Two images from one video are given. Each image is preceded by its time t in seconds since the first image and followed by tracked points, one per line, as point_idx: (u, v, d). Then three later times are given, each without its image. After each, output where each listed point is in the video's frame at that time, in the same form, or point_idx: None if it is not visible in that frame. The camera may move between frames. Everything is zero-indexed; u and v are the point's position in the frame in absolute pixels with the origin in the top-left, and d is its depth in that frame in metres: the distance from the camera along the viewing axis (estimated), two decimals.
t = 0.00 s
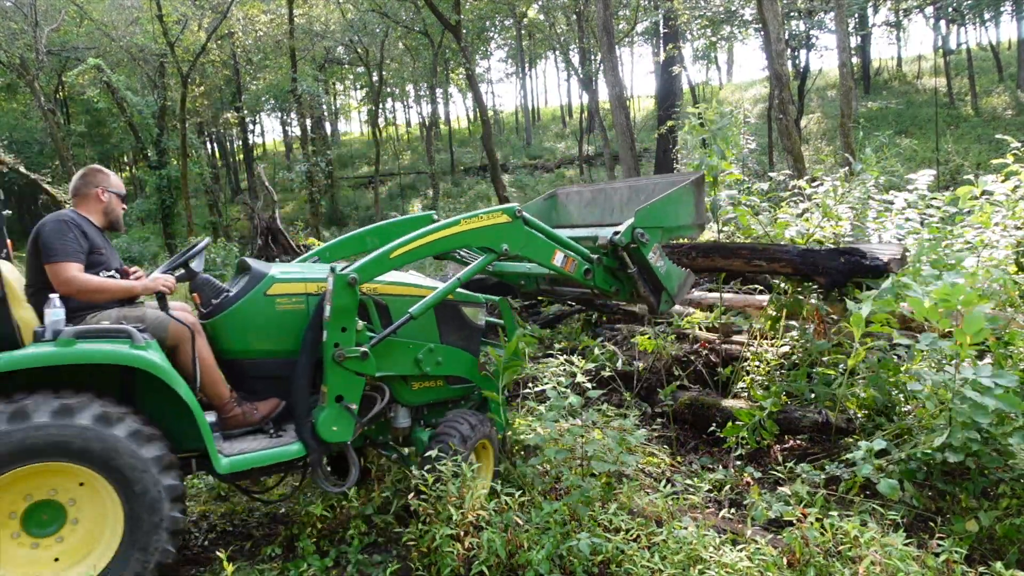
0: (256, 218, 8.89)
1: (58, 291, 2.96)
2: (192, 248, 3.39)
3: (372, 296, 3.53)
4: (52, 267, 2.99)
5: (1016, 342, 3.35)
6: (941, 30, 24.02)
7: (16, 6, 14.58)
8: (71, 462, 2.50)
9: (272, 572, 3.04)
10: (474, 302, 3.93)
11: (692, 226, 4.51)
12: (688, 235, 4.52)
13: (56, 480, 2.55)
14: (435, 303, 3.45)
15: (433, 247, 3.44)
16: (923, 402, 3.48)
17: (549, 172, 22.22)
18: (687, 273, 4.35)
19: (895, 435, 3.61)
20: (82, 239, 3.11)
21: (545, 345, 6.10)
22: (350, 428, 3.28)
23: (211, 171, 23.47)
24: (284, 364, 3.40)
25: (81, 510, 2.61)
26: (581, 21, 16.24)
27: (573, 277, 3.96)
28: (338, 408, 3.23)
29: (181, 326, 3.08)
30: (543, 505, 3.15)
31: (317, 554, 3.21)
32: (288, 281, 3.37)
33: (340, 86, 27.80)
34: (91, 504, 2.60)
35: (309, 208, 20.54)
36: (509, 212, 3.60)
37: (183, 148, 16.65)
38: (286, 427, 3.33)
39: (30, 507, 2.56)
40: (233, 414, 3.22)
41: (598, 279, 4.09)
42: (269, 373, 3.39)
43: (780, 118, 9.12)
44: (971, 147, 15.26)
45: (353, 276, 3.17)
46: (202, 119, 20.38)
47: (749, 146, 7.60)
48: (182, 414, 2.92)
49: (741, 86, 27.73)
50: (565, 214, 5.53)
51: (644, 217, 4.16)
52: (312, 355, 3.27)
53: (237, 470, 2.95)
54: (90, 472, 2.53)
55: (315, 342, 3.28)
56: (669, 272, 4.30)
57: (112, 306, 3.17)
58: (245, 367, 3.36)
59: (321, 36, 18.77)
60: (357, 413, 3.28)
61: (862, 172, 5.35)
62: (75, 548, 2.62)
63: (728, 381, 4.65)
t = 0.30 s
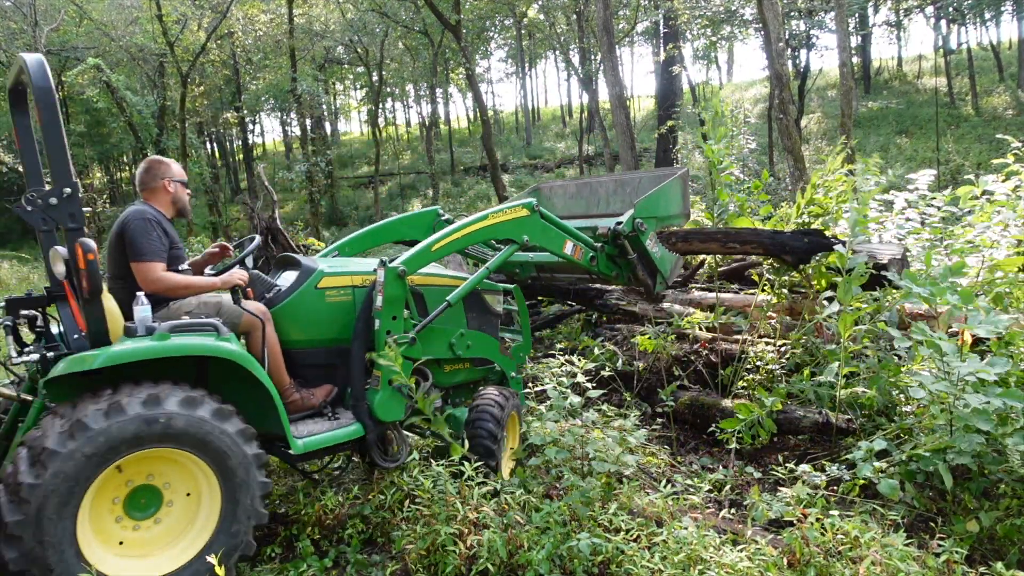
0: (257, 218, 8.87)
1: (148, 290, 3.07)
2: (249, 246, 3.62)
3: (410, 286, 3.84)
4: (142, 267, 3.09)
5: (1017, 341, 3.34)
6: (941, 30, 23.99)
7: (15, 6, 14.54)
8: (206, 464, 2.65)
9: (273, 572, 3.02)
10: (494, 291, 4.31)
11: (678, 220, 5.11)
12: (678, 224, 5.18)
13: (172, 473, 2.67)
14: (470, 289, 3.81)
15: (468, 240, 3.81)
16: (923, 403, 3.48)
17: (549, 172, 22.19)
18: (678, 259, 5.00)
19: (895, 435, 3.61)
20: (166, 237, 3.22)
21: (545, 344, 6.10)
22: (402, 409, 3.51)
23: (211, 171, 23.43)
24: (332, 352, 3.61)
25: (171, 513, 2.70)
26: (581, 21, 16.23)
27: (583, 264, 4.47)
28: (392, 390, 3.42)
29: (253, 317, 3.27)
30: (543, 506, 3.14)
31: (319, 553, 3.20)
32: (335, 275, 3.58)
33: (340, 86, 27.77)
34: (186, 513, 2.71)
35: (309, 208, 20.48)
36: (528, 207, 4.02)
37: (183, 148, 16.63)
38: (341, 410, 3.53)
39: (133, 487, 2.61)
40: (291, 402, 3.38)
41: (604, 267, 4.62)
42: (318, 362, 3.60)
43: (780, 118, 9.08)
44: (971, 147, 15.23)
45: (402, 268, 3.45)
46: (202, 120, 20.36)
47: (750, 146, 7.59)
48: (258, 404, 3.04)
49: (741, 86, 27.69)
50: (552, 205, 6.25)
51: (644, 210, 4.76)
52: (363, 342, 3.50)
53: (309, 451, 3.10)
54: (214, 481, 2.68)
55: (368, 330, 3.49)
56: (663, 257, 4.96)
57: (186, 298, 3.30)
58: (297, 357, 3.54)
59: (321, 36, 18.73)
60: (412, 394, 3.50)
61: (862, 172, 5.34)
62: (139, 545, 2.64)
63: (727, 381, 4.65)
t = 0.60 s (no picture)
0: (258, 219, 8.91)
1: (204, 286, 3.30)
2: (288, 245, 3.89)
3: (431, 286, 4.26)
4: (197, 265, 3.34)
5: (1016, 341, 3.33)
6: (941, 30, 24.00)
7: (15, 6, 14.51)
8: (277, 476, 2.94)
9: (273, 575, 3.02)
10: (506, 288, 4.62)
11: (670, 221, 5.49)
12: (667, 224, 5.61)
13: (241, 475, 2.95)
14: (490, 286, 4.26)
15: (490, 239, 4.21)
16: (923, 403, 3.48)
17: (549, 172, 22.16)
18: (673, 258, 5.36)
19: (895, 435, 3.61)
20: (218, 238, 3.48)
21: (545, 344, 6.12)
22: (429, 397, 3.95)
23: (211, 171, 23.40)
24: (364, 346, 4.06)
25: (220, 511, 2.91)
26: (581, 21, 16.21)
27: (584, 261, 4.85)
28: (419, 378, 3.89)
29: (296, 313, 3.60)
30: (542, 507, 3.14)
31: (318, 553, 3.20)
32: (367, 274, 3.99)
33: (340, 86, 27.72)
34: (235, 515, 2.93)
35: (309, 208, 20.44)
36: (540, 209, 4.43)
37: (183, 148, 16.61)
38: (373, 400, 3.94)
39: (209, 471, 2.86)
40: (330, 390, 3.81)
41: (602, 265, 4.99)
42: (351, 355, 4.03)
43: (780, 118, 9.06)
44: (972, 147, 15.22)
45: (433, 266, 3.88)
46: (201, 120, 20.34)
47: (749, 147, 7.60)
48: (310, 402, 3.35)
49: (740, 86, 27.67)
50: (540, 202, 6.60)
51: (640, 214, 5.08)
52: (396, 336, 3.94)
53: (352, 438, 3.51)
54: (274, 495, 2.94)
55: (398, 326, 3.92)
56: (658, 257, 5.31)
57: (234, 297, 3.51)
58: (333, 350, 3.96)
59: (321, 36, 18.73)
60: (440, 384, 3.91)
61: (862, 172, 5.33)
62: (183, 527, 2.80)
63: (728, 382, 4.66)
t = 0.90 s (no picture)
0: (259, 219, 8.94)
1: (246, 281, 3.37)
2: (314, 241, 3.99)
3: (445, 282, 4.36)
4: (237, 261, 3.41)
5: (1017, 341, 3.32)
6: (941, 29, 24.01)
7: (15, 6, 14.52)
8: (313, 484, 3.17)
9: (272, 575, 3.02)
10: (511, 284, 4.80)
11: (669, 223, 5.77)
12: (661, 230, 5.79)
13: (279, 471, 3.16)
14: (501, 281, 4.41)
15: (501, 237, 4.35)
16: (923, 404, 3.47)
17: (549, 172, 22.16)
18: (666, 257, 5.58)
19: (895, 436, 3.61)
20: (251, 233, 3.56)
21: (545, 344, 6.13)
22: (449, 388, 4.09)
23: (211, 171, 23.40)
24: (385, 340, 4.16)
25: (252, 499, 3.09)
26: (581, 21, 16.21)
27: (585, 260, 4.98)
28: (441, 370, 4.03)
29: (328, 308, 3.72)
30: (542, 506, 3.14)
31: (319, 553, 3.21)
32: (387, 270, 4.11)
33: (340, 86, 27.70)
34: (261, 511, 3.09)
35: (309, 208, 20.43)
36: (549, 208, 4.58)
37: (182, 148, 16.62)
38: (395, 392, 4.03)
39: (254, 458, 3.08)
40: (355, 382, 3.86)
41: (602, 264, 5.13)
42: (372, 348, 4.13)
43: (780, 118, 9.05)
44: (972, 147, 15.22)
45: (452, 261, 4.03)
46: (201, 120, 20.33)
47: (749, 147, 7.61)
48: (344, 393, 3.55)
49: (740, 85, 27.67)
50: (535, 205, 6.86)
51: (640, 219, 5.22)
52: (417, 329, 4.07)
53: (381, 425, 3.65)
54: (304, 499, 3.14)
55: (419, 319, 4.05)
56: (650, 257, 5.50)
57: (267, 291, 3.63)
58: (356, 343, 4.06)
59: (321, 36, 18.75)
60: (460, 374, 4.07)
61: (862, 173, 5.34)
62: (221, 503, 2.97)
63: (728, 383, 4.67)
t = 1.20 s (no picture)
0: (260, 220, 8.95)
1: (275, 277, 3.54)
2: (328, 239, 4.18)
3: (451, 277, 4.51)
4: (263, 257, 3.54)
5: (1017, 341, 3.32)
6: (941, 29, 24.02)
7: (15, 6, 14.52)
8: (339, 486, 3.32)
9: None
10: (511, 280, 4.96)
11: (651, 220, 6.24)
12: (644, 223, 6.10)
13: (308, 469, 3.32)
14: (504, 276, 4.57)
15: (502, 234, 4.55)
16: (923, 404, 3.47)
17: (549, 172, 22.17)
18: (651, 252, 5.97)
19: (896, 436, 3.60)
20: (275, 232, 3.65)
21: (545, 344, 6.15)
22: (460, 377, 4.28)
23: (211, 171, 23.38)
24: (397, 332, 4.31)
25: (277, 485, 3.21)
26: (581, 21, 16.22)
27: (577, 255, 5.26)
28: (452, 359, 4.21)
29: (347, 300, 3.88)
30: (542, 505, 3.14)
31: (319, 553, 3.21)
32: (401, 265, 4.26)
33: (340, 86, 27.69)
34: (282, 499, 3.19)
35: (309, 208, 20.42)
36: (545, 205, 4.80)
37: (182, 148, 16.61)
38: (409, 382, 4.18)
39: (292, 447, 3.26)
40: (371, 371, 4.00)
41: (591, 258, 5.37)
42: (385, 340, 4.28)
43: (780, 118, 9.05)
44: (972, 147, 15.22)
45: (461, 256, 4.25)
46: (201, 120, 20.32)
47: (748, 147, 7.62)
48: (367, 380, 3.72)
49: (740, 85, 27.66)
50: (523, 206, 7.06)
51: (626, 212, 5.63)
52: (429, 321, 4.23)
53: (402, 412, 3.83)
54: (325, 500, 3.26)
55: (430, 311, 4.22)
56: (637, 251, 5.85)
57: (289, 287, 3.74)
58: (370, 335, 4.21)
59: (321, 36, 18.74)
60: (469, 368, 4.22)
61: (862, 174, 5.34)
62: (255, 477, 3.10)
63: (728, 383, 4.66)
